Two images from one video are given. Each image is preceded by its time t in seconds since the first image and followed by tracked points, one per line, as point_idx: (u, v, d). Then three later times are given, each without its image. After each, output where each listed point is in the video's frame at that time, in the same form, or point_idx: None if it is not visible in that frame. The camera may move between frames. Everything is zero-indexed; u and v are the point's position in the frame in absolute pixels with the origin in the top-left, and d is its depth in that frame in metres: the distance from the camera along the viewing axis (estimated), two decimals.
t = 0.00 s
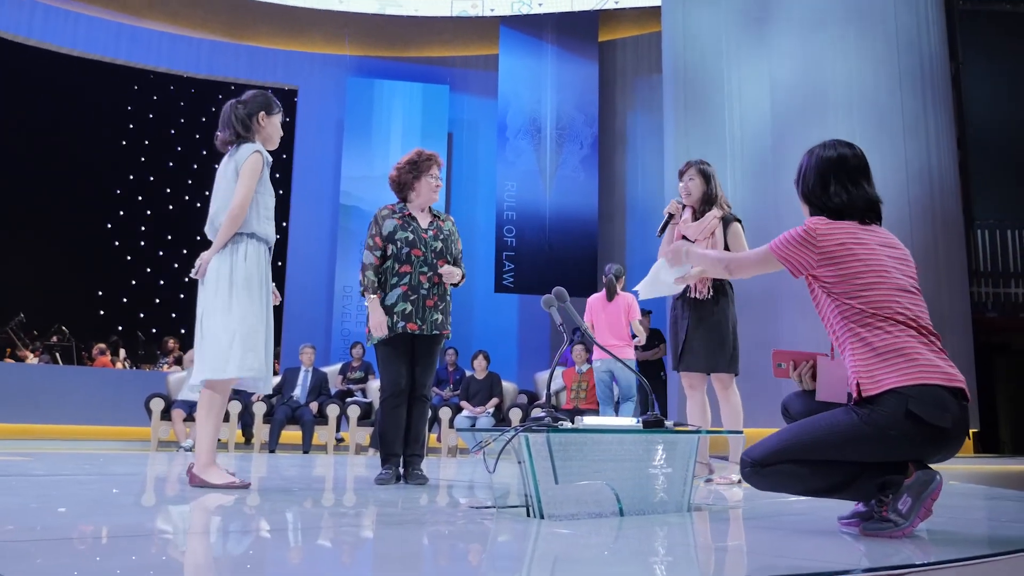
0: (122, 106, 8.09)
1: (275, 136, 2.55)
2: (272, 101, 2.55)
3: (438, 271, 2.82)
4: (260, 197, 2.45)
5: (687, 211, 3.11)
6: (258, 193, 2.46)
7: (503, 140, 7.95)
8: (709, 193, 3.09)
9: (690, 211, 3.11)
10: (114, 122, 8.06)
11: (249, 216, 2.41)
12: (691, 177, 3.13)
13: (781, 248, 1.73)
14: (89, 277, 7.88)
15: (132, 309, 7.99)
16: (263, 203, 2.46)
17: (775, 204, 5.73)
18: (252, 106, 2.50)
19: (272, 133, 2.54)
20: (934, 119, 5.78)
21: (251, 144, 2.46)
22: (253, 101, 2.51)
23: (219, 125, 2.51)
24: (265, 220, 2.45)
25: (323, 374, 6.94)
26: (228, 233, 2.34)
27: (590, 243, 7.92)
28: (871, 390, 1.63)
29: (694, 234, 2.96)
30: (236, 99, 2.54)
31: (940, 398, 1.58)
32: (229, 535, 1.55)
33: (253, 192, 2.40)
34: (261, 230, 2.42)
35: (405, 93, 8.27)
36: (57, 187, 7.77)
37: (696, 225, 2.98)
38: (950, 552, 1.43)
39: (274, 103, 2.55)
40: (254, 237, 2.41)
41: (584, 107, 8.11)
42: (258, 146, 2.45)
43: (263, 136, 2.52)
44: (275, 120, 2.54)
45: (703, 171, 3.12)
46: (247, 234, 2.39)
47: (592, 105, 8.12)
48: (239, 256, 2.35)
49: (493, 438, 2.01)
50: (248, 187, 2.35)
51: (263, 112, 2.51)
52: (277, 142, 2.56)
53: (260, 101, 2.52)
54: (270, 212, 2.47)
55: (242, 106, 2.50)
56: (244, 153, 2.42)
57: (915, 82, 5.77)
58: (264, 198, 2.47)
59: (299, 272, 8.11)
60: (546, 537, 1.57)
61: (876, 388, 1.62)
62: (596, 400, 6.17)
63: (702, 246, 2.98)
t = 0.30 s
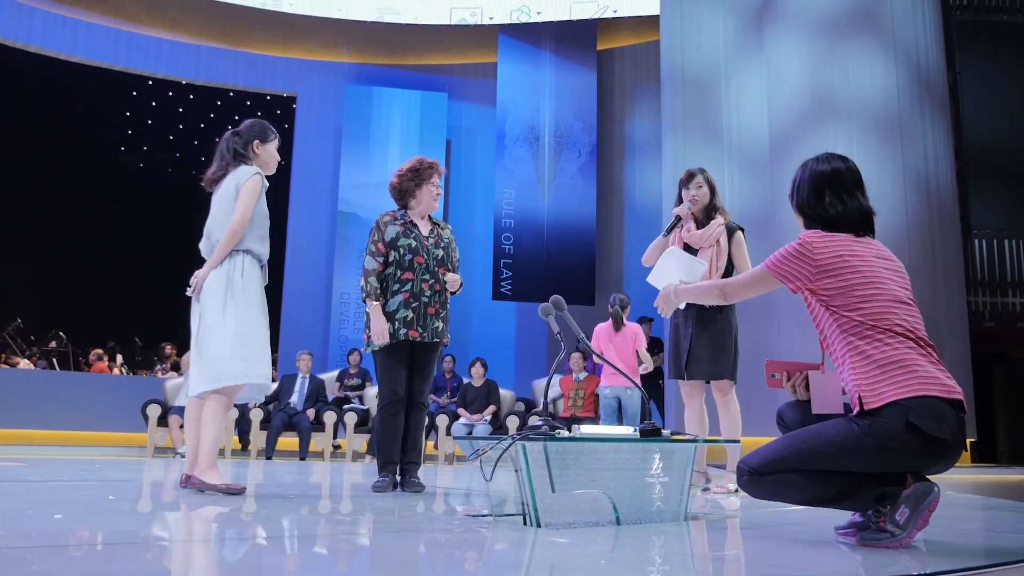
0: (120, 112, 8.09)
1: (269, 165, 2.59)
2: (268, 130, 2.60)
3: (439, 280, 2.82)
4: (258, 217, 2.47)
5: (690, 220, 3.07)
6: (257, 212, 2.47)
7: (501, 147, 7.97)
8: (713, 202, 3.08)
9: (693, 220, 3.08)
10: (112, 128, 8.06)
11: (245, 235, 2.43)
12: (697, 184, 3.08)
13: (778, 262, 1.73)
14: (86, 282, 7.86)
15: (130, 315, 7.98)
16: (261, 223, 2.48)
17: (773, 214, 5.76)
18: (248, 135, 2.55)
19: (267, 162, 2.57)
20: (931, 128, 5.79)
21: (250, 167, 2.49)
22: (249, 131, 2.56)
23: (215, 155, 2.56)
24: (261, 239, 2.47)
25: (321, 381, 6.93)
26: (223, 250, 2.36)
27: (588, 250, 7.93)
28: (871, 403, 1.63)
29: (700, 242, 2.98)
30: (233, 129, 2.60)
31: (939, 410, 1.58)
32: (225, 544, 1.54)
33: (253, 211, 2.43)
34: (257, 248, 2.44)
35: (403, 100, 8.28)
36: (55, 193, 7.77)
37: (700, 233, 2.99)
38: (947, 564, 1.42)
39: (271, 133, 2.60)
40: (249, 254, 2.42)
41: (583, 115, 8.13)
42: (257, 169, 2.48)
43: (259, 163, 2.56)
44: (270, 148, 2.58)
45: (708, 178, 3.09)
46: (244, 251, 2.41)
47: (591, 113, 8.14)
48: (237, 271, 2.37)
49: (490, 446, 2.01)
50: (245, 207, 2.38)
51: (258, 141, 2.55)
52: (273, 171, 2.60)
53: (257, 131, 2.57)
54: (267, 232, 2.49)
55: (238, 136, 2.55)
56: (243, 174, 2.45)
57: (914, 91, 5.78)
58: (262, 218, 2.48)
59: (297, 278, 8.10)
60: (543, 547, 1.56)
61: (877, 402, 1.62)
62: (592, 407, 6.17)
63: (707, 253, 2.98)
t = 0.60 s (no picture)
0: (123, 113, 8.10)
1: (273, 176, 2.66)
2: (274, 143, 2.67)
3: (442, 282, 2.83)
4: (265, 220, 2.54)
5: (698, 221, 3.05)
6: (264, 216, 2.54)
7: (504, 149, 7.96)
8: (719, 205, 3.07)
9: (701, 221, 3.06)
10: (115, 129, 8.07)
11: (253, 237, 2.49)
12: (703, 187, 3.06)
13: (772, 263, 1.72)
14: (88, 283, 7.87)
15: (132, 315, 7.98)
16: (267, 227, 2.54)
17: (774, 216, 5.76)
18: (253, 147, 2.63)
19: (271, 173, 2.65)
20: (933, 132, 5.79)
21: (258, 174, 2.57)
22: (255, 143, 2.65)
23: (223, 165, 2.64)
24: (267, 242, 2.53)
25: (322, 382, 6.93)
26: (234, 251, 2.42)
27: (589, 252, 7.94)
28: (885, 391, 1.60)
29: (709, 243, 2.96)
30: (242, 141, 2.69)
31: (954, 388, 1.55)
32: (227, 544, 1.54)
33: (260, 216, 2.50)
34: (264, 251, 2.50)
35: (406, 101, 8.29)
36: (58, 193, 7.79)
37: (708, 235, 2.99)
38: (947, 567, 1.42)
39: (277, 145, 2.68)
40: (257, 256, 2.48)
41: (584, 117, 8.14)
42: (265, 176, 2.56)
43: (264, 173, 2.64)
44: (275, 160, 2.66)
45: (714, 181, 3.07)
46: (254, 253, 2.47)
47: (594, 115, 8.15)
48: (247, 273, 2.44)
49: (493, 448, 2.01)
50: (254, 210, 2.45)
51: (263, 152, 2.63)
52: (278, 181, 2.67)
53: (262, 143, 2.65)
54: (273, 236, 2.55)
55: (245, 148, 2.64)
56: (250, 181, 2.52)
57: (917, 93, 5.74)
58: (268, 222, 2.55)
59: (299, 279, 8.12)
60: (544, 549, 1.56)
61: (889, 389, 1.60)
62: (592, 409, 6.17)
63: (717, 256, 2.97)
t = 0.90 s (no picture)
0: (126, 116, 8.12)
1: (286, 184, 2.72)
2: (285, 154, 2.74)
3: (446, 285, 2.83)
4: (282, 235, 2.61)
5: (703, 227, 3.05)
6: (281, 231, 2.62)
7: (506, 152, 7.97)
8: (724, 208, 3.06)
9: (706, 226, 3.05)
10: (118, 132, 8.09)
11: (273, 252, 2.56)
12: (706, 193, 3.06)
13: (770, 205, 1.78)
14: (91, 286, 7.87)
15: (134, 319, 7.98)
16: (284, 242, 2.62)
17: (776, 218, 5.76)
18: (266, 158, 2.69)
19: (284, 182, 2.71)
20: (936, 134, 5.79)
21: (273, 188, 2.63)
22: (268, 154, 2.70)
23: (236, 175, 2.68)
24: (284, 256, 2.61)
25: (324, 385, 6.94)
26: (256, 265, 2.48)
27: (592, 255, 7.94)
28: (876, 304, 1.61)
29: (714, 248, 2.97)
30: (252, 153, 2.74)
31: (937, 290, 1.58)
32: (231, 547, 1.54)
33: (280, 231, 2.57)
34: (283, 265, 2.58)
35: (408, 104, 8.31)
36: (61, 196, 7.80)
37: (713, 239, 2.99)
38: (954, 570, 1.41)
39: (288, 155, 2.74)
40: (275, 271, 2.56)
41: (587, 119, 8.15)
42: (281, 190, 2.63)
43: (277, 183, 2.70)
44: (288, 169, 2.72)
45: (717, 185, 3.07)
46: (273, 268, 2.54)
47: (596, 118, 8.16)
48: (267, 289, 2.51)
49: (496, 451, 2.00)
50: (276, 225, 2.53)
51: (276, 162, 2.70)
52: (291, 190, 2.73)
53: (275, 154, 2.71)
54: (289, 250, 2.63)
55: (258, 159, 2.69)
56: (268, 195, 2.59)
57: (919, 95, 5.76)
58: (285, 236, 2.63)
59: (301, 282, 8.12)
60: (548, 552, 1.56)
61: (877, 304, 1.60)
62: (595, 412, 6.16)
63: (720, 259, 2.96)
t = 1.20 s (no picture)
0: (129, 118, 8.13)
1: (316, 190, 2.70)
2: (316, 160, 2.72)
3: (451, 287, 2.83)
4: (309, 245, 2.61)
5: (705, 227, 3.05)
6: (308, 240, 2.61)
7: (508, 153, 7.98)
8: (728, 209, 3.04)
9: (709, 227, 3.05)
10: (121, 133, 8.10)
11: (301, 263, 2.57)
12: (710, 194, 3.06)
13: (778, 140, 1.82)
14: (94, 288, 7.88)
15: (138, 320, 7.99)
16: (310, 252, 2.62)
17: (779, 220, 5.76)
18: (297, 164, 2.67)
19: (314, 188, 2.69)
20: (939, 136, 5.78)
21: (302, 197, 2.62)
22: (299, 160, 2.69)
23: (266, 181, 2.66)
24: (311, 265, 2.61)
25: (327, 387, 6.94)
26: (283, 277, 2.49)
27: (594, 256, 7.94)
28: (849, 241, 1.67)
29: (716, 249, 2.96)
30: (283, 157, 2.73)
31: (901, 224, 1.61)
32: (235, 548, 1.54)
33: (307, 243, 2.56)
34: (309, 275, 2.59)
35: (411, 106, 8.32)
36: (65, 198, 7.82)
37: (716, 240, 2.97)
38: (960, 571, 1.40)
39: (320, 161, 2.72)
40: (302, 280, 2.57)
41: (590, 120, 8.15)
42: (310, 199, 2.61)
43: (307, 190, 2.68)
44: (319, 176, 2.70)
45: (722, 186, 3.06)
46: (300, 279, 2.55)
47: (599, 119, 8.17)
48: (294, 299, 2.53)
49: (500, 452, 1.99)
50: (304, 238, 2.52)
51: (307, 168, 2.67)
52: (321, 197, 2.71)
53: (306, 160, 2.69)
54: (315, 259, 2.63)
55: (289, 164, 2.67)
56: (298, 206, 2.58)
57: (923, 98, 5.75)
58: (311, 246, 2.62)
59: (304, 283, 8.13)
60: (552, 554, 1.55)
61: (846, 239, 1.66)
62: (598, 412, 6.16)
63: (722, 260, 2.96)
